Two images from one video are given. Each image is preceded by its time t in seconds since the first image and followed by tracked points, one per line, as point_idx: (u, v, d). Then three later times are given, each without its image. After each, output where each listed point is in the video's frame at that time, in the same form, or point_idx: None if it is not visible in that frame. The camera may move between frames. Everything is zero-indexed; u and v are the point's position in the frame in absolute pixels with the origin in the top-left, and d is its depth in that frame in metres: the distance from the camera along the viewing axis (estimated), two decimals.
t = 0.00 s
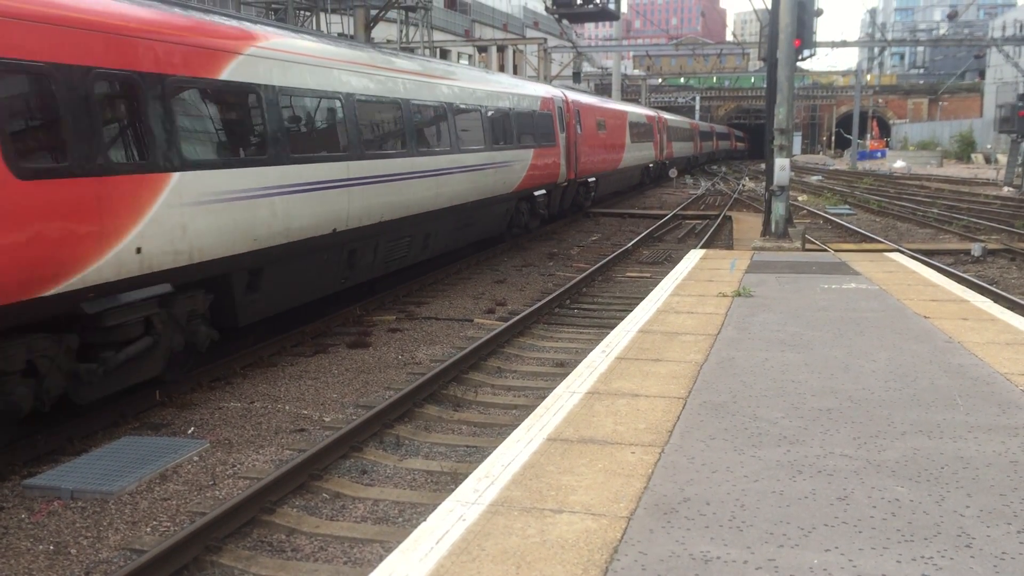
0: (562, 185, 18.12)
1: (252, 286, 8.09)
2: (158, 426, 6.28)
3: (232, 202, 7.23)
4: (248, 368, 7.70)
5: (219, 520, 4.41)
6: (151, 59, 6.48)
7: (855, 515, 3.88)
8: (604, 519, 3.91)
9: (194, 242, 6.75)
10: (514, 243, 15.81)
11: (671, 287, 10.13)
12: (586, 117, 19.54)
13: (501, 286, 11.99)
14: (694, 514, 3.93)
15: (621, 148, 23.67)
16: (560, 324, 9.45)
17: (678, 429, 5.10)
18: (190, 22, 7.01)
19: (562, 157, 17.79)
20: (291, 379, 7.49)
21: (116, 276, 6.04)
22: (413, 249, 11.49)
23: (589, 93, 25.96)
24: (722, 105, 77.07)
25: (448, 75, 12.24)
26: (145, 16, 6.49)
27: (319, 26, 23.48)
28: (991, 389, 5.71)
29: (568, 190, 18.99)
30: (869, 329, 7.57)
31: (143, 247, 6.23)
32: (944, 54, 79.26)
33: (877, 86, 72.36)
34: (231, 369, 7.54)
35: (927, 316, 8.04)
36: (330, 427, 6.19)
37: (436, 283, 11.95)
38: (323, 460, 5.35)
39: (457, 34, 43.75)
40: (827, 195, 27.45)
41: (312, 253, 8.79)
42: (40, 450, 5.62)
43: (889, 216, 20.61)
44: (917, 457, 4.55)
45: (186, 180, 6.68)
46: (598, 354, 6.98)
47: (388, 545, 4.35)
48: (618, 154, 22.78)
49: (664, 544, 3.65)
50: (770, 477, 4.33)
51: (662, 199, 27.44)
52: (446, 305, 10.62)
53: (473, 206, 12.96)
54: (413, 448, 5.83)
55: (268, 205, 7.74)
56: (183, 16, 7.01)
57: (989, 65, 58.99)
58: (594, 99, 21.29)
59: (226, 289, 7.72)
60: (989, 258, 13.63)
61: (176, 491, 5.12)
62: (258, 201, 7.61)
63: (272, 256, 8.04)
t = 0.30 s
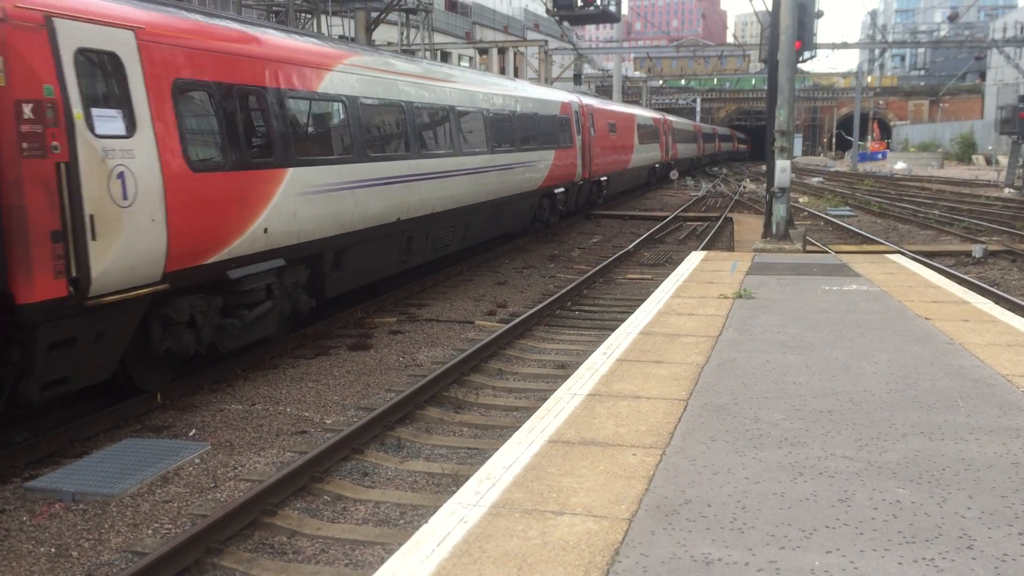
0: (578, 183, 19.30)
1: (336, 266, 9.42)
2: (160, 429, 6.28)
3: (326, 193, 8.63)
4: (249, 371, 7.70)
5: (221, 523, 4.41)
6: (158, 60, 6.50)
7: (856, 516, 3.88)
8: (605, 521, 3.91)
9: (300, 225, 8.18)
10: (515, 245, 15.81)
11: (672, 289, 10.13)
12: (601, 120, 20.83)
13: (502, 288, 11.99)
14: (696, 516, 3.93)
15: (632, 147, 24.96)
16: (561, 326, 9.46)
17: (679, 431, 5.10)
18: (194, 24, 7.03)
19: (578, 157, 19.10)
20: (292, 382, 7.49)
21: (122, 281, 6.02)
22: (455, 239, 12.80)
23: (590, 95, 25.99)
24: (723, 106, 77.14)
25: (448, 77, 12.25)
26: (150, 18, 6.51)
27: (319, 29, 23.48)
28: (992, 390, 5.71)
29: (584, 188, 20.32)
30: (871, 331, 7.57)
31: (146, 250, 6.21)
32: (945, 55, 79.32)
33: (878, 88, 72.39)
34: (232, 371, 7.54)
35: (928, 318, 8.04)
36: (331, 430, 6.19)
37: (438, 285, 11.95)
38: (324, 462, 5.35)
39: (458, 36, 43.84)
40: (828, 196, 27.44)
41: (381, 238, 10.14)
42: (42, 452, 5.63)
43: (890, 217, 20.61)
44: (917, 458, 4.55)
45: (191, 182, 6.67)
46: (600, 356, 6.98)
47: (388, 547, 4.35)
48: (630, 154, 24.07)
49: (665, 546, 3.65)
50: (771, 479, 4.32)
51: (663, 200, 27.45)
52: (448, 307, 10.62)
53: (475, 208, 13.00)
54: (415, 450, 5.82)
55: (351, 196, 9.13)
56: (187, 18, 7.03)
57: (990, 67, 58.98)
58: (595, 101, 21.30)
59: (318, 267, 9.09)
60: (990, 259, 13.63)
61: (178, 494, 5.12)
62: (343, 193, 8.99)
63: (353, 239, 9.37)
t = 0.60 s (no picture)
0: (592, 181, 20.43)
1: (399, 249, 10.82)
2: (161, 430, 6.29)
3: (393, 187, 10.05)
4: (251, 372, 7.71)
5: (224, 523, 4.42)
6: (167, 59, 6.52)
7: (858, 517, 3.88)
8: (607, 522, 3.91)
9: (375, 213, 9.66)
10: (517, 246, 15.80)
11: (674, 290, 10.13)
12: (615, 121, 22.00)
13: (504, 289, 12.00)
14: (698, 517, 3.93)
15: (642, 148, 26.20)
16: (563, 327, 9.46)
17: (681, 432, 5.10)
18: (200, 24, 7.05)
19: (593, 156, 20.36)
20: (294, 383, 7.49)
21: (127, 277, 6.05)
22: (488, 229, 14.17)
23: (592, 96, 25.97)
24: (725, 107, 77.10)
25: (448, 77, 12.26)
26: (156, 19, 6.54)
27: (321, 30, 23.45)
28: (994, 391, 5.71)
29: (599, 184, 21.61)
30: (873, 332, 7.56)
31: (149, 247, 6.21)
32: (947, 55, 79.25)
33: (880, 88, 72.35)
34: (235, 373, 7.55)
35: (930, 319, 8.03)
36: (333, 431, 6.19)
37: (440, 286, 11.96)
38: (326, 464, 5.36)
39: (460, 37, 43.80)
40: (830, 197, 27.41)
41: (434, 225, 11.59)
42: (44, 453, 5.64)
43: (893, 218, 20.58)
44: (920, 459, 4.55)
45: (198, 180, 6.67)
46: (601, 357, 6.97)
47: (390, 548, 4.35)
48: (642, 154, 25.33)
49: (667, 547, 3.65)
50: (773, 480, 4.32)
51: (664, 201, 27.43)
52: (449, 308, 10.63)
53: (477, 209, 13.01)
54: (416, 451, 5.83)
55: (412, 189, 10.52)
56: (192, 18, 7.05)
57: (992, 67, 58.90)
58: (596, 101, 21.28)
59: (385, 249, 10.52)
60: (992, 260, 13.61)
61: (180, 495, 5.13)
62: (407, 185, 10.43)
63: (413, 225, 10.76)
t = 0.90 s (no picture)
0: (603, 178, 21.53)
1: (446, 235, 12.27)
2: (163, 430, 6.29)
3: (444, 180, 11.50)
4: (253, 371, 7.71)
5: (226, 522, 4.42)
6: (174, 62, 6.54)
7: (860, 517, 3.88)
8: (609, 522, 3.90)
9: (429, 203, 11.10)
10: (518, 246, 15.78)
11: (676, 289, 10.13)
12: (624, 121, 23.07)
13: (505, 288, 12.00)
14: (700, 516, 3.93)
15: (649, 147, 27.38)
16: (565, 326, 9.46)
17: (683, 431, 5.10)
18: (212, 26, 7.05)
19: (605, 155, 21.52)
20: (296, 382, 7.49)
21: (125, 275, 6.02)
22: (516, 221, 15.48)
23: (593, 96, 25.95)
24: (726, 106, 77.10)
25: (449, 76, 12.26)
26: (165, 20, 6.53)
27: (322, 29, 23.42)
28: (996, 391, 5.70)
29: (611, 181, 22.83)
30: (875, 331, 7.56)
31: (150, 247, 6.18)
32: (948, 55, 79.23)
33: (881, 88, 72.32)
34: (236, 372, 7.56)
35: (931, 318, 8.03)
36: (335, 430, 6.19)
37: (441, 286, 11.95)
38: (328, 463, 5.36)
39: (461, 36, 43.81)
40: (831, 196, 27.39)
41: (473, 215, 12.97)
42: (46, 452, 5.64)
43: (894, 218, 20.56)
44: (922, 459, 4.54)
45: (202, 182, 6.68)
46: (603, 357, 6.97)
47: (391, 548, 4.35)
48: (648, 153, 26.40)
49: (669, 547, 3.64)
50: (775, 480, 4.31)
51: (665, 201, 27.43)
52: (450, 308, 10.61)
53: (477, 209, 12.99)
54: (418, 451, 5.82)
55: (457, 182, 11.97)
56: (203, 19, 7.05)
57: (994, 67, 58.84)
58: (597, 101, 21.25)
59: (435, 235, 11.96)
60: (994, 260, 13.60)
61: (181, 494, 5.13)
62: (451, 178, 11.77)
63: (456, 214, 12.19)
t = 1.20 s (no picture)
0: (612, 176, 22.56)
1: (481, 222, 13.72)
2: (162, 428, 6.28)
3: (482, 173, 13.04)
4: (253, 369, 7.71)
5: (226, 521, 4.42)
6: (164, 60, 6.50)
7: (860, 515, 3.87)
8: (609, 521, 3.90)
9: (470, 192, 12.58)
10: (519, 245, 15.78)
11: (676, 288, 10.13)
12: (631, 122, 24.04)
13: (505, 286, 12.00)
14: (699, 515, 3.93)
15: (654, 147, 28.42)
16: (565, 325, 9.46)
17: (682, 429, 5.10)
18: (206, 24, 7.01)
19: (614, 152, 22.64)
20: (296, 380, 7.49)
21: (110, 276, 5.93)
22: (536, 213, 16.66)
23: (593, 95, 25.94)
24: (726, 105, 77.05)
25: (450, 75, 12.25)
26: (157, 18, 6.49)
27: (322, 28, 23.40)
28: (996, 389, 5.70)
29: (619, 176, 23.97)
30: (875, 330, 7.56)
31: (136, 247, 6.09)
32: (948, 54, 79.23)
33: (881, 87, 72.30)
34: (236, 370, 7.55)
35: (931, 317, 8.03)
36: (335, 429, 6.19)
37: (441, 285, 11.95)
38: (328, 461, 5.36)
39: (461, 35, 43.79)
40: (831, 195, 27.37)
41: (502, 205, 14.29)
42: (46, 450, 5.64)
43: (894, 216, 20.56)
44: (922, 457, 4.54)
45: (192, 181, 6.63)
46: (602, 355, 6.97)
47: (391, 546, 4.35)
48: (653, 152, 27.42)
49: (669, 545, 3.64)
50: (775, 479, 4.31)
51: (666, 199, 27.44)
52: (450, 306, 10.61)
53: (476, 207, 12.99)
54: (418, 449, 5.82)
55: (493, 175, 13.46)
56: (199, 17, 7.01)
57: (994, 65, 58.82)
58: (597, 99, 21.23)
59: (473, 222, 13.42)
60: (994, 259, 13.60)
61: (181, 492, 5.12)
62: (483, 171, 13.11)
63: (492, 203, 13.68)
